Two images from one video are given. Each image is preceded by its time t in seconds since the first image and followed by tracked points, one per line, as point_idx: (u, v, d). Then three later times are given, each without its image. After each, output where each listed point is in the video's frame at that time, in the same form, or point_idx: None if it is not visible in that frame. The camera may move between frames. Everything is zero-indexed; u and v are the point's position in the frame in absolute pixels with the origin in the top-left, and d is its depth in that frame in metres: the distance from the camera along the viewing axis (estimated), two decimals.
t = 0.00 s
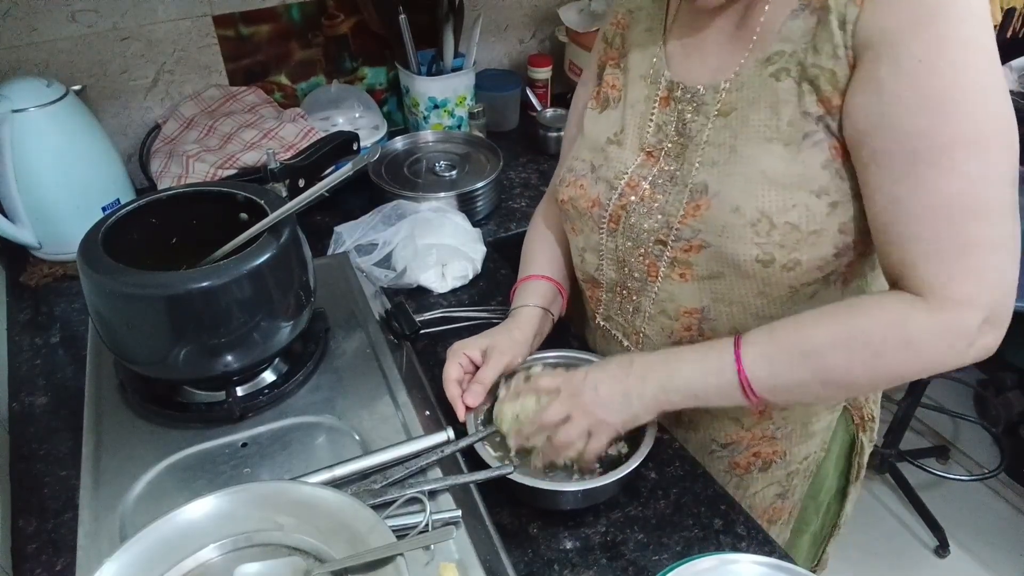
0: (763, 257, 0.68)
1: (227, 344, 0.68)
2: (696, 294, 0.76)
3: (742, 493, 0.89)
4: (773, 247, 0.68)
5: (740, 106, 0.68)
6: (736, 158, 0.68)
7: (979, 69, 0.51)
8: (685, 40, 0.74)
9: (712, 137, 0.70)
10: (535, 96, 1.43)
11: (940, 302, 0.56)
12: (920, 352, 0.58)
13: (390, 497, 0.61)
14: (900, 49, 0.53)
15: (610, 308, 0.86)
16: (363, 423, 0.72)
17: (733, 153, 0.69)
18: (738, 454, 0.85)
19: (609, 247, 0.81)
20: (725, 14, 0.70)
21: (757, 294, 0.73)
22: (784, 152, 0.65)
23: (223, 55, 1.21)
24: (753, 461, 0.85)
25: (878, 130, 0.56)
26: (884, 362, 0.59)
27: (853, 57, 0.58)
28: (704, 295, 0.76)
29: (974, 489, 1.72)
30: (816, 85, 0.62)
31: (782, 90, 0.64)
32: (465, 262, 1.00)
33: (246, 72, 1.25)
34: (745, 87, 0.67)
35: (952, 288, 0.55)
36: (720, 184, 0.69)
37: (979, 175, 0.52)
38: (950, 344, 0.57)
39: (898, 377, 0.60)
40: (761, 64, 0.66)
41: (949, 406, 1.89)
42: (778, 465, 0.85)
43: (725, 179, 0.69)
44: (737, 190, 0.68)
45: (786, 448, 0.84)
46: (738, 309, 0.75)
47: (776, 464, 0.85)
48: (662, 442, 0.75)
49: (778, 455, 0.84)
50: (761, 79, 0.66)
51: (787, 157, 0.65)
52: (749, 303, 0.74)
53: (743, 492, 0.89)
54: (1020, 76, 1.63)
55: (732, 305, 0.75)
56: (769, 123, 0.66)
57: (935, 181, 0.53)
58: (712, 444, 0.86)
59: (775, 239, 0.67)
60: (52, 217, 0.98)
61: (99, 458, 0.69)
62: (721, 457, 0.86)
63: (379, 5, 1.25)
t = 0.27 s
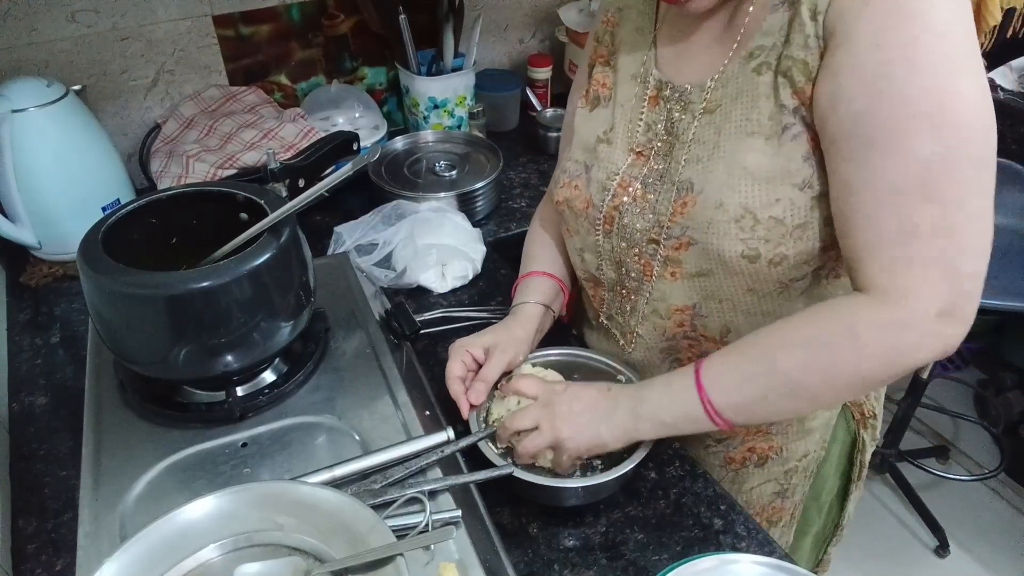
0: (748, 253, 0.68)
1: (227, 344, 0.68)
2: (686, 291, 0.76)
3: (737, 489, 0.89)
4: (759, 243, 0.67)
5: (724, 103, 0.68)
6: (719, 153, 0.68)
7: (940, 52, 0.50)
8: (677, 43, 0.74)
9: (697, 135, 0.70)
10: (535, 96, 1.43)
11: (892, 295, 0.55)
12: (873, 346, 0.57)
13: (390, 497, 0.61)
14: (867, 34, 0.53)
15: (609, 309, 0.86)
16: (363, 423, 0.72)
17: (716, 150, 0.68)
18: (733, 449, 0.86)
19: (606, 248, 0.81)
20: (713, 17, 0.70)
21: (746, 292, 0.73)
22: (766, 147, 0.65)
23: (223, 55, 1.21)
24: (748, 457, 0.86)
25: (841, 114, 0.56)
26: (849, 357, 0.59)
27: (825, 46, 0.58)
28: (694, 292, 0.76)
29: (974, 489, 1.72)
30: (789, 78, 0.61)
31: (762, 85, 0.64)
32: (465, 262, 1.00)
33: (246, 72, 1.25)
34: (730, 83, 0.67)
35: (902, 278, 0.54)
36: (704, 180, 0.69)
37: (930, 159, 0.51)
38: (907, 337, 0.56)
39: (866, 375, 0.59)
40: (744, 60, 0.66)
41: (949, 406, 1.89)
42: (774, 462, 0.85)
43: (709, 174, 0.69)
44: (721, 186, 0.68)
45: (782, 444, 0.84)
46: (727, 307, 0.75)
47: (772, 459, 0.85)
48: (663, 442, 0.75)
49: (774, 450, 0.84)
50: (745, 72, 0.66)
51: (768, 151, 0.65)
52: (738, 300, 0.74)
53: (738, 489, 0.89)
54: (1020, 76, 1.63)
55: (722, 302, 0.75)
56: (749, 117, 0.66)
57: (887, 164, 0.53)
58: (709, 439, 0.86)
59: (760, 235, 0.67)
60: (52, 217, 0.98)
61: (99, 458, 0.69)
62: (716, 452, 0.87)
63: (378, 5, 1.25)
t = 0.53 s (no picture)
0: (772, 258, 0.69)
1: (228, 344, 0.68)
2: (703, 293, 0.77)
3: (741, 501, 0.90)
4: (783, 249, 0.68)
5: (754, 108, 0.68)
6: (748, 158, 0.68)
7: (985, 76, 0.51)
8: (693, 35, 0.75)
9: (722, 137, 0.70)
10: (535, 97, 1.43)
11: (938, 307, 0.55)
12: (913, 357, 0.57)
13: (390, 497, 0.61)
14: (915, 50, 0.53)
15: (610, 307, 0.86)
16: (363, 423, 0.72)
17: (744, 153, 0.69)
18: (739, 461, 0.86)
19: (613, 244, 0.81)
20: (741, 11, 0.70)
21: (763, 296, 0.73)
22: (796, 153, 0.65)
23: (223, 55, 1.21)
24: (753, 469, 0.86)
25: (887, 128, 0.56)
26: (887, 368, 0.58)
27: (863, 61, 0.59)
28: (711, 295, 0.76)
29: (974, 489, 1.73)
30: (825, 88, 0.62)
31: (794, 93, 0.65)
32: (465, 262, 1.00)
33: (246, 72, 1.25)
34: (759, 87, 0.67)
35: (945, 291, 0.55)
36: (730, 183, 0.69)
37: (978, 177, 0.52)
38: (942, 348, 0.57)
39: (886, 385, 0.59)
40: (772, 67, 0.66)
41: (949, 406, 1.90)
42: (779, 474, 0.86)
43: (736, 177, 0.69)
44: (748, 190, 0.68)
45: (788, 456, 0.84)
46: (743, 310, 0.76)
47: (777, 471, 0.85)
48: (662, 442, 0.75)
49: (779, 463, 0.85)
50: (774, 79, 0.66)
51: (798, 157, 0.65)
52: (754, 304, 0.74)
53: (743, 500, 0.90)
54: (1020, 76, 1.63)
55: (738, 306, 0.75)
56: (781, 124, 0.66)
57: (938, 179, 0.53)
58: (715, 450, 0.86)
59: (785, 240, 0.67)
60: (53, 217, 0.98)
61: (98, 458, 0.69)
62: (723, 465, 0.87)
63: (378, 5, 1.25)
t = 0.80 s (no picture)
0: (782, 266, 0.69)
1: (227, 344, 0.68)
2: (709, 301, 0.76)
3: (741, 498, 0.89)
4: (793, 256, 0.68)
5: (760, 115, 0.68)
6: (755, 166, 0.68)
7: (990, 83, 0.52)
8: (698, 45, 0.74)
9: (728, 146, 0.70)
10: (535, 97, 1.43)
11: (932, 310, 0.56)
12: (904, 359, 0.58)
13: (390, 497, 0.61)
14: (917, 56, 0.53)
15: (618, 314, 0.86)
16: (363, 423, 0.72)
17: (751, 161, 0.69)
18: (741, 461, 0.85)
19: (619, 253, 0.81)
20: (743, 14, 0.69)
21: (772, 303, 0.73)
22: (802, 161, 0.65)
23: (223, 55, 1.21)
24: (755, 468, 0.85)
25: (887, 133, 0.56)
26: (876, 368, 0.59)
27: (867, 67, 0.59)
28: (718, 303, 0.76)
29: (974, 489, 1.73)
30: (830, 95, 0.62)
31: (799, 100, 0.65)
32: (465, 262, 1.00)
33: (246, 72, 1.25)
34: (764, 95, 0.67)
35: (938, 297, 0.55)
36: (738, 192, 0.69)
37: (979, 183, 0.52)
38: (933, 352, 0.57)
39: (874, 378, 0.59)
40: (777, 73, 0.66)
41: (949, 406, 1.90)
42: (781, 471, 0.86)
43: (744, 186, 0.69)
44: (756, 198, 0.68)
45: (789, 454, 0.84)
46: (751, 318, 0.76)
47: (779, 469, 0.86)
48: (662, 442, 0.75)
49: (781, 461, 0.85)
50: (778, 86, 0.66)
51: (803, 165, 0.65)
52: (764, 312, 0.74)
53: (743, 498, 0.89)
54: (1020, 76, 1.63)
55: (746, 314, 0.75)
56: (787, 132, 0.66)
57: (938, 185, 0.53)
58: (716, 451, 0.86)
59: (794, 248, 0.67)
60: (53, 217, 0.98)
61: (98, 458, 0.69)
62: (724, 464, 0.86)
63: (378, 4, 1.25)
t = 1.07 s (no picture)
0: (762, 266, 0.69)
1: (227, 345, 0.68)
2: (694, 302, 0.77)
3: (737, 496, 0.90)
4: (771, 257, 0.68)
5: (742, 113, 0.68)
6: (735, 166, 0.68)
7: (977, 66, 0.51)
8: (691, 50, 0.74)
9: (712, 146, 0.71)
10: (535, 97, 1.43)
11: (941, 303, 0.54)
12: (913, 354, 0.56)
13: (390, 497, 0.61)
14: (898, 47, 0.53)
15: (611, 314, 0.87)
16: (363, 423, 0.72)
17: (733, 160, 0.68)
18: (734, 459, 0.86)
19: (610, 254, 0.81)
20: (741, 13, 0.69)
21: (756, 304, 0.73)
22: (784, 162, 0.65)
23: (223, 55, 1.21)
24: (748, 466, 0.86)
25: (875, 127, 0.55)
26: (883, 364, 0.57)
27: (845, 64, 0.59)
28: (702, 304, 0.76)
29: (974, 489, 1.73)
30: (809, 92, 0.62)
31: (780, 98, 0.65)
32: (465, 262, 1.00)
33: (246, 72, 1.25)
34: (748, 92, 0.67)
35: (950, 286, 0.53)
36: (719, 193, 0.69)
37: (975, 168, 0.51)
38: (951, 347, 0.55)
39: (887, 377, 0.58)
40: (760, 72, 0.66)
41: (949, 406, 1.90)
42: (774, 471, 0.86)
43: (724, 188, 0.69)
44: (736, 200, 0.68)
45: (783, 453, 0.84)
46: (735, 319, 0.76)
47: (772, 468, 0.86)
48: (662, 443, 0.75)
49: (774, 460, 0.85)
50: (760, 84, 0.66)
51: (786, 166, 0.65)
52: (748, 312, 0.74)
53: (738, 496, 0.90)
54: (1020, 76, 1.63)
55: (730, 314, 0.75)
56: (768, 130, 0.66)
57: (932, 173, 0.52)
58: (709, 450, 0.87)
59: (773, 249, 0.67)
60: (53, 217, 0.98)
61: (99, 458, 0.69)
62: (717, 462, 0.88)
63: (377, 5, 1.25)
